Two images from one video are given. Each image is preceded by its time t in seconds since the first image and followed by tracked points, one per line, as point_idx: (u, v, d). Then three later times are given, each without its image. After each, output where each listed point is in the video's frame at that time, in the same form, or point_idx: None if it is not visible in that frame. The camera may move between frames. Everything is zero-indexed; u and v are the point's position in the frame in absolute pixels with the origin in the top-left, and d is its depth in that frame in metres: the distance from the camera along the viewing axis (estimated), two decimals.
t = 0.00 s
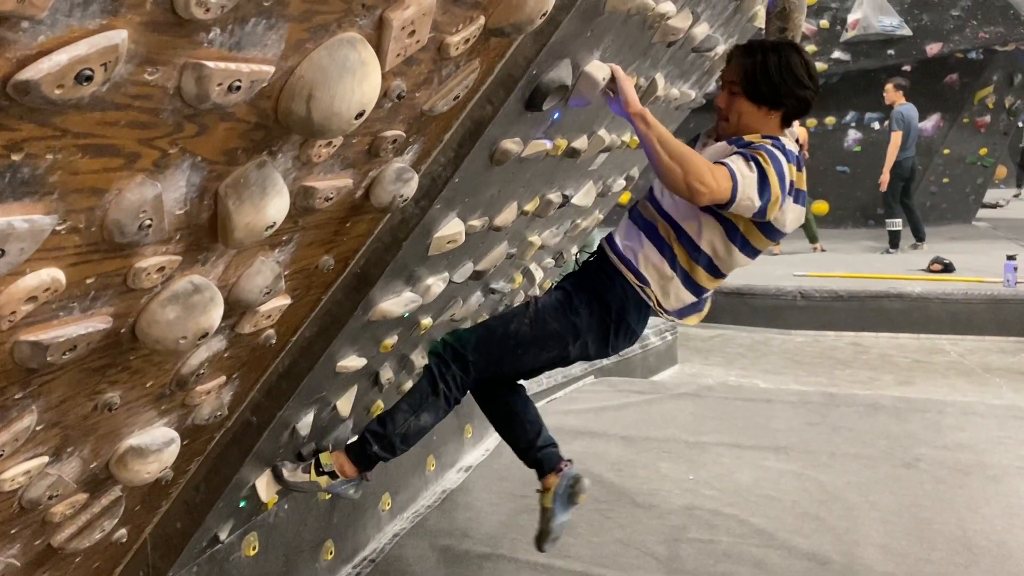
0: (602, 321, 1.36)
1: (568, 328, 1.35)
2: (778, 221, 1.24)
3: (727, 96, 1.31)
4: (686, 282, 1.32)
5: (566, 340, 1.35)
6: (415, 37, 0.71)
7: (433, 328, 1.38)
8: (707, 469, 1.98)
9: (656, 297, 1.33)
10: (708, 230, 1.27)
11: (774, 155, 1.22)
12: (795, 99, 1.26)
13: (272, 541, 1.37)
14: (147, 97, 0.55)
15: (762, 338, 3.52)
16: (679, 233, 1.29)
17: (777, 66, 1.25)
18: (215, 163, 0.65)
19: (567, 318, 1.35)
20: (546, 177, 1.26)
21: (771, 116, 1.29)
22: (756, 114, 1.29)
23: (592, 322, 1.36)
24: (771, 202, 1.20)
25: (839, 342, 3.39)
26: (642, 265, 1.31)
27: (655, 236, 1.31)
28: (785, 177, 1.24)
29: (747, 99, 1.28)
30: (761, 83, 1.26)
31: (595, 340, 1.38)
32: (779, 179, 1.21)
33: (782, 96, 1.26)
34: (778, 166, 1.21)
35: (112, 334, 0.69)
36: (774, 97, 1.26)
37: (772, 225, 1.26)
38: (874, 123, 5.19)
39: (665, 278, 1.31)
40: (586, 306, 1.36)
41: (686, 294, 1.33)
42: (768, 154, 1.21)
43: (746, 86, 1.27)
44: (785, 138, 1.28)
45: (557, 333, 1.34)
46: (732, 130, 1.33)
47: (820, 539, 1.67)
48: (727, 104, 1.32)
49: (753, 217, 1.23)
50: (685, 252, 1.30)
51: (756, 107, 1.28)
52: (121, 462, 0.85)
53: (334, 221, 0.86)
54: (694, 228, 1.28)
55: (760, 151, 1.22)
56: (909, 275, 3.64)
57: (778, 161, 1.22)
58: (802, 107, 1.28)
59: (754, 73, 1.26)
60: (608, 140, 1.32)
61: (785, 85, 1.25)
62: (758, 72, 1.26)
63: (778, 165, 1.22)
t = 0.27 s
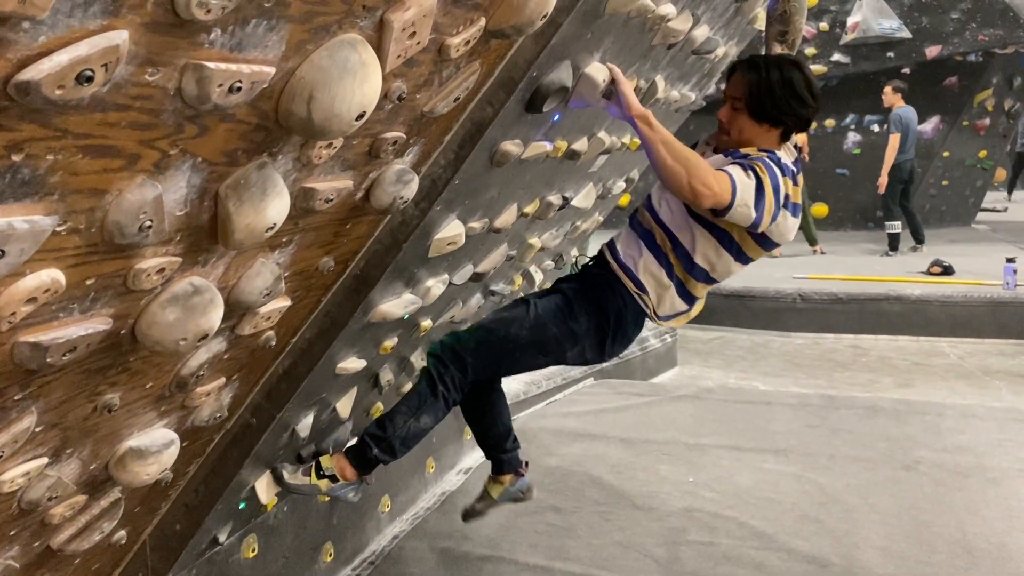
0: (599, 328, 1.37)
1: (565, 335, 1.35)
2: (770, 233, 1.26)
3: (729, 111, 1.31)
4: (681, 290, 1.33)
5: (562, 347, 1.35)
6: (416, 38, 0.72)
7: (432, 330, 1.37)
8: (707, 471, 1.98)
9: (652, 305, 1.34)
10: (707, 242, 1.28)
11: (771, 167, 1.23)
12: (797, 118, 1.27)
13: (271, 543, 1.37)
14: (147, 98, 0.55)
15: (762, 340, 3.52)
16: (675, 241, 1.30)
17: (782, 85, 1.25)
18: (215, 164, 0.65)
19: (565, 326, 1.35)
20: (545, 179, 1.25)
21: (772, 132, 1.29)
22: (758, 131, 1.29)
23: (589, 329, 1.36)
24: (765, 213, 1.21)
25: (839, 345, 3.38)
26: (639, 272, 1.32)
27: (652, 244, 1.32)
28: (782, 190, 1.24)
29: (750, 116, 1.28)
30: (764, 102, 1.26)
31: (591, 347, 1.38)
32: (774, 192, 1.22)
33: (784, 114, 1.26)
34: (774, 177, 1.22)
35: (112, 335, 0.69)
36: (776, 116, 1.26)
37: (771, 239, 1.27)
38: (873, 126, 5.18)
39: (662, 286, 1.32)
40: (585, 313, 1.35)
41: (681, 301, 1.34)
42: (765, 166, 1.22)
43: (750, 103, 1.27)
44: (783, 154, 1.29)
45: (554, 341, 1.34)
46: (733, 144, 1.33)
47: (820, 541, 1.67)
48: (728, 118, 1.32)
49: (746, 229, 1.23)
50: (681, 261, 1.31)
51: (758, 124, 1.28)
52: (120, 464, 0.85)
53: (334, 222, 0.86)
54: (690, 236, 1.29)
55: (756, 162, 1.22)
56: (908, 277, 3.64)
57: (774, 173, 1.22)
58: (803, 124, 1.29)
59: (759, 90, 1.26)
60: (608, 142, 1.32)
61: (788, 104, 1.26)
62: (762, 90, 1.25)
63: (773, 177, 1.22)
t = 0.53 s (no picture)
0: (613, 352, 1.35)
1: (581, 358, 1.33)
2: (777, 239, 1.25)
3: (736, 121, 1.31)
4: (701, 307, 1.32)
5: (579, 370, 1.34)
6: (415, 41, 0.72)
7: (431, 332, 1.37)
8: (706, 474, 1.97)
9: (672, 326, 1.33)
10: (717, 254, 1.27)
11: (778, 171, 1.23)
12: (805, 129, 1.28)
13: (270, 545, 1.36)
14: (146, 100, 0.55)
15: (760, 343, 3.52)
16: (690, 261, 1.29)
17: (790, 97, 1.25)
18: (214, 166, 0.65)
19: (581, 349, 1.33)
20: (544, 181, 1.25)
21: (779, 143, 1.30)
22: (765, 141, 1.30)
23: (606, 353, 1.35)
24: (771, 216, 1.21)
25: (838, 347, 3.38)
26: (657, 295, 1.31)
27: (667, 265, 1.31)
28: (789, 194, 1.24)
29: (757, 127, 1.28)
30: (773, 113, 1.26)
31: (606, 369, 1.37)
32: (781, 196, 1.22)
33: (791, 125, 1.27)
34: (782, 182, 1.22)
35: (110, 338, 0.69)
36: (784, 127, 1.27)
37: (771, 242, 1.25)
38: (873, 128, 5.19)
39: (681, 306, 1.31)
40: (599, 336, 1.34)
41: (702, 319, 1.33)
42: (772, 170, 1.22)
43: (759, 115, 1.27)
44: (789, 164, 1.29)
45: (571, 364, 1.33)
46: (739, 154, 1.33)
47: (819, 544, 1.67)
48: (734, 128, 1.32)
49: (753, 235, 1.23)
50: (697, 279, 1.30)
51: (765, 135, 1.29)
52: (118, 466, 0.84)
53: (332, 225, 0.86)
54: (703, 254, 1.28)
55: (764, 166, 1.23)
56: (907, 279, 3.64)
57: (782, 179, 1.23)
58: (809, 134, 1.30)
59: (768, 102, 1.25)
60: (607, 144, 1.32)
61: (796, 115, 1.26)
62: (771, 101, 1.25)
63: (781, 182, 1.22)
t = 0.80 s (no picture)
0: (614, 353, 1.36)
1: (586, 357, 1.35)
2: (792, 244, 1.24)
3: (745, 123, 1.30)
4: (708, 313, 1.32)
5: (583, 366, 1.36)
6: (413, 44, 0.72)
7: (429, 335, 1.36)
8: (704, 477, 1.97)
9: (679, 333, 1.33)
10: (728, 261, 1.26)
11: (785, 173, 1.22)
12: (816, 129, 1.28)
13: (268, 549, 1.36)
14: (145, 104, 0.55)
15: (758, 346, 3.52)
16: (700, 267, 1.28)
17: (800, 99, 1.25)
18: (212, 169, 0.65)
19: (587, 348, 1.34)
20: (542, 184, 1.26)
21: (788, 144, 1.30)
22: (774, 143, 1.30)
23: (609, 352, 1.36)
24: (780, 219, 1.19)
25: (836, 350, 3.39)
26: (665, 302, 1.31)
27: (675, 270, 1.30)
28: (798, 197, 1.23)
29: (767, 130, 1.28)
30: (783, 115, 1.26)
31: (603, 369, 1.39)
32: (789, 199, 1.21)
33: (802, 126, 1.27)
34: (789, 185, 1.21)
35: (108, 341, 0.69)
36: (794, 129, 1.27)
37: (785, 247, 1.24)
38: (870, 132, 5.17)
39: (688, 312, 1.31)
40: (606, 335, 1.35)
41: (709, 326, 1.33)
42: (779, 172, 1.21)
43: (768, 117, 1.27)
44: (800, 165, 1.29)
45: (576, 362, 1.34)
46: (749, 157, 1.33)
47: (817, 547, 1.67)
48: (743, 131, 1.32)
49: (762, 237, 1.22)
50: (707, 285, 1.29)
51: (774, 137, 1.29)
52: (116, 469, 0.84)
53: (331, 228, 0.86)
54: (713, 261, 1.27)
55: (771, 169, 1.22)
56: (905, 283, 3.65)
57: (789, 181, 1.22)
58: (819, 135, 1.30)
59: (778, 104, 1.25)
60: (605, 148, 1.33)
61: (805, 117, 1.26)
62: (781, 103, 1.25)
63: (789, 184, 1.22)
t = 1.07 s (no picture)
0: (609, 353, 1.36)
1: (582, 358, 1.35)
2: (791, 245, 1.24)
3: (747, 125, 1.30)
4: (706, 316, 1.32)
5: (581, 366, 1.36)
6: (411, 50, 0.72)
7: (426, 340, 1.36)
8: (701, 482, 1.97)
9: (676, 334, 1.33)
10: (728, 263, 1.26)
11: (783, 176, 1.22)
12: (819, 132, 1.28)
13: (264, 554, 1.36)
14: (142, 110, 0.55)
15: (755, 350, 3.52)
16: (699, 268, 1.29)
17: (804, 100, 1.26)
18: (210, 175, 0.65)
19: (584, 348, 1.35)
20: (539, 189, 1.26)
21: (790, 147, 1.30)
22: (776, 145, 1.30)
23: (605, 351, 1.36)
24: (780, 221, 1.20)
25: (834, 354, 3.39)
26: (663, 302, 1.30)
27: (673, 272, 1.30)
28: (796, 199, 1.23)
29: (769, 131, 1.28)
30: (786, 116, 1.26)
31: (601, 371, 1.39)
32: (788, 202, 1.21)
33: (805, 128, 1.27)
34: (788, 187, 1.21)
35: (105, 347, 0.69)
36: (797, 131, 1.27)
37: (786, 249, 1.25)
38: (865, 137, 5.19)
39: (686, 315, 1.31)
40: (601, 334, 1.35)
41: (707, 329, 1.33)
42: (777, 174, 1.22)
43: (771, 118, 1.27)
44: (799, 167, 1.29)
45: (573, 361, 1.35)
46: (750, 159, 1.33)
47: (815, 552, 1.66)
48: (745, 133, 1.32)
49: (763, 239, 1.22)
50: (706, 287, 1.29)
51: (776, 139, 1.29)
52: (112, 475, 0.84)
53: (328, 233, 0.86)
54: (713, 263, 1.27)
55: (768, 171, 1.22)
56: (901, 287, 3.65)
57: (787, 183, 1.22)
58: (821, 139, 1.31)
59: (781, 105, 1.26)
60: (601, 153, 1.33)
61: (808, 119, 1.27)
62: (784, 104, 1.26)
63: (787, 187, 1.22)
